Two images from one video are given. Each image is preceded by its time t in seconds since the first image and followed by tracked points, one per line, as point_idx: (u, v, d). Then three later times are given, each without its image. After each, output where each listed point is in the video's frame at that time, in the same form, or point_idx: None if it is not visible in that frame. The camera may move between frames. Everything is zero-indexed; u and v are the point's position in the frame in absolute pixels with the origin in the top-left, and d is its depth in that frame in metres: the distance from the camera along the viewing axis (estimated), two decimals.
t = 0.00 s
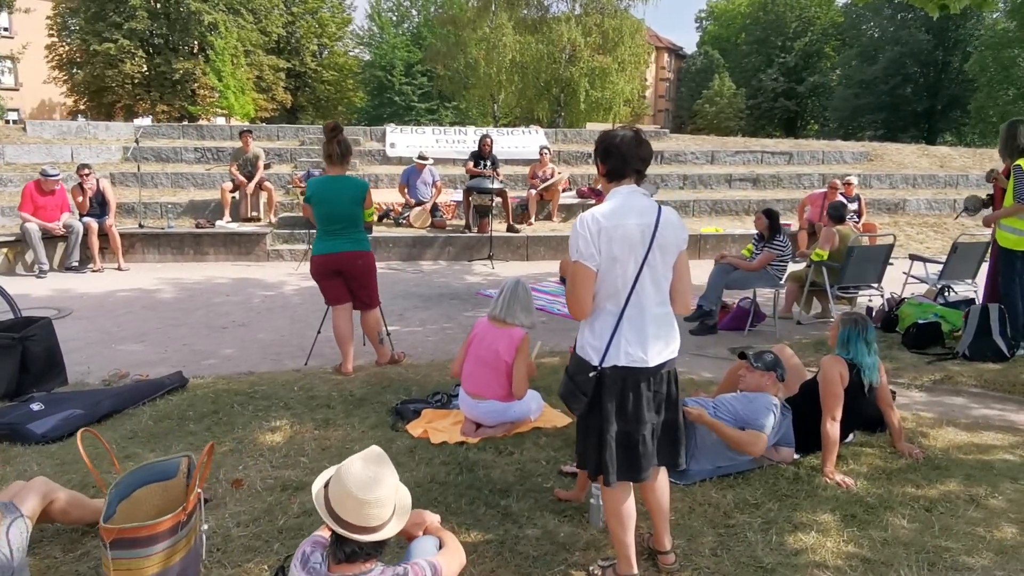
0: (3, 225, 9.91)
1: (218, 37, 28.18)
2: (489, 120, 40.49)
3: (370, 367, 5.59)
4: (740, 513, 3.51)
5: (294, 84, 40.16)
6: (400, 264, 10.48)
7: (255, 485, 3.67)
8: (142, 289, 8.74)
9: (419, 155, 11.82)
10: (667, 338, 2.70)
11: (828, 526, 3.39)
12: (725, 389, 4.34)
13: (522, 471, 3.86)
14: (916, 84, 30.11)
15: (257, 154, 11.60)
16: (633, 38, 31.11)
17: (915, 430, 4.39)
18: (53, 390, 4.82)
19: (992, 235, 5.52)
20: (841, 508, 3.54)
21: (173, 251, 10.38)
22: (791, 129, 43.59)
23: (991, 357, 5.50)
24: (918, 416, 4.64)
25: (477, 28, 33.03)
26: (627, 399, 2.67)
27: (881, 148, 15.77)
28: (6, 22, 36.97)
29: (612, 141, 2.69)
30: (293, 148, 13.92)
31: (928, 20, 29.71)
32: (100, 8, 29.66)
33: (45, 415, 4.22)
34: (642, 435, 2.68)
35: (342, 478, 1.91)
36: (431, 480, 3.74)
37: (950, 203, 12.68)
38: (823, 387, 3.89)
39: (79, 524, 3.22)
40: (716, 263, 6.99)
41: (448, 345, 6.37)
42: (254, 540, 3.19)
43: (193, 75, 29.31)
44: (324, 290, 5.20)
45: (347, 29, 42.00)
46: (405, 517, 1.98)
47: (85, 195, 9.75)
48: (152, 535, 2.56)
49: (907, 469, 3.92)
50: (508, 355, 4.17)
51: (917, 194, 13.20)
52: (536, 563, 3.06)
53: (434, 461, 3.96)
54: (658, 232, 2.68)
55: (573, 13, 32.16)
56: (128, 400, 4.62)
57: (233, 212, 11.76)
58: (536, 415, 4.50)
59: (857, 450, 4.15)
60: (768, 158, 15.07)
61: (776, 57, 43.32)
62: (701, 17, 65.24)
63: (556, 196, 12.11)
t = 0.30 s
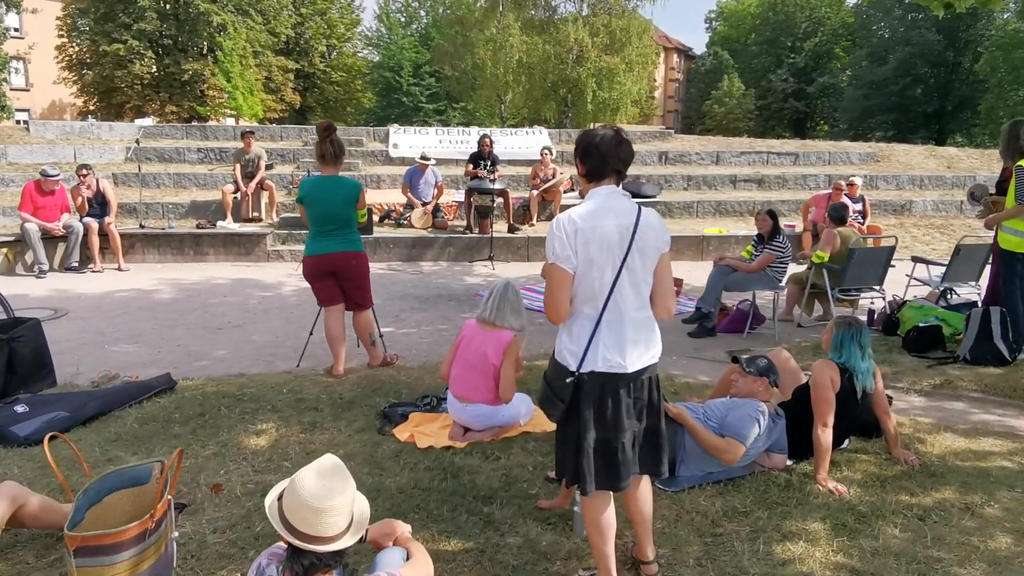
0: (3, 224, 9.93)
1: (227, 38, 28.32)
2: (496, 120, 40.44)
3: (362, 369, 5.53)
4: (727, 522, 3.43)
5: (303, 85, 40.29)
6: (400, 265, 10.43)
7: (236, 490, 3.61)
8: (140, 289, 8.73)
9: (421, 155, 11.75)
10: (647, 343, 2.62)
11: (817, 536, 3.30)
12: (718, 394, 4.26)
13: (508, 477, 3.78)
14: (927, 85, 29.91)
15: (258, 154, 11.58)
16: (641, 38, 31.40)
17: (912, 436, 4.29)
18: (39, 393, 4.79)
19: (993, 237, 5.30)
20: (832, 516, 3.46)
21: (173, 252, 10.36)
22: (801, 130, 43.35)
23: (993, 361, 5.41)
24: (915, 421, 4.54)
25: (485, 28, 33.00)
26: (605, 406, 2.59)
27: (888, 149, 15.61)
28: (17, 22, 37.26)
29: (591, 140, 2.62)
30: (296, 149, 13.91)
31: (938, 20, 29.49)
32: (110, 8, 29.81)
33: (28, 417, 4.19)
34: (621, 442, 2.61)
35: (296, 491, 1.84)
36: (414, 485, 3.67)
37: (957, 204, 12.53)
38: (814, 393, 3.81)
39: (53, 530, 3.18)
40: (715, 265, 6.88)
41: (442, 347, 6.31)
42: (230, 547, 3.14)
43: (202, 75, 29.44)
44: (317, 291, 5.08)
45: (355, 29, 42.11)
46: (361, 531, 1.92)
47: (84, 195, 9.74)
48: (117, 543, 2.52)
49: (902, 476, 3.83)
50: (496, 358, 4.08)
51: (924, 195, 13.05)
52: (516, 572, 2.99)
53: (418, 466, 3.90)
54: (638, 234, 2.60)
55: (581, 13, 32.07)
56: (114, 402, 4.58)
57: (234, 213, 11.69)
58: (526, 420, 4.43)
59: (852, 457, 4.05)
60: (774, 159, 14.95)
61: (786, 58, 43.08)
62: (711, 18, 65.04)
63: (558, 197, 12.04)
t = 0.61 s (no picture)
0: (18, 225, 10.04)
1: (246, 40, 28.53)
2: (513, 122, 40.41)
3: (362, 372, 5.49)
4: (723, 534, 3.34)
5: (322, 86, 40.53)
6: (410, 266, 10.40)
7: (226, 496, 3.58)
8: (150, 290, 8.77)
9: (432, 156, 11.72)
10: (633, 351, 2.55)
11: (815, 549, 3.21)
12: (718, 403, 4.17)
13: (501, 484, 3.71)
14: (950, 85, 29.42)
15: (270, 156, 11.62)
16: (659, 37, 31.19)
17: (919, 445, 4.17)
18: (38, 394, 4.84)
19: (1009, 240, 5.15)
20: (831, 528, 3.36)
21: (184, 252, 10.42)
22: (822, 130, 42.85)
23: (1006, 368, 5.24)
24: (923, 430, 4.41)
25: (502, 29, 32.76)
26: (591, 416, 2.52)
27: (908, 150, 15.35)
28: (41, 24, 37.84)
29: (576, 144, 2.56)
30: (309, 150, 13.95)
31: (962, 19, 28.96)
32: (132, 10, 30.13)
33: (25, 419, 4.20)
34: (607, 453, 2.54)
35: (256, 503, 1.80)
36: (405, 492, 3.61)
37: (977, 206, 12.27)
38: (814, 400, 3.76)
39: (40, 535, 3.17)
40: (724, 268, 6.77)
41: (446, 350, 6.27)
42: (215, 553, 3.11)
43: (222, 76, 29.65)
44: (316, 293, 5.05)
45: (374, 31, 42.30)
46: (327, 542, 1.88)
47: (96, 196, 9.84)
48: (94, 550, 2.49)
49: (907, 488, 3.73)
50: (492, 362, 3.97)
51: (943, 196, 12.81)
52: None
53: (411, 472, 3.84)
54: (624, 239, 2.53)
55: (599, 14, 31.86)
56: (112, 404, 4.60)
57: (246, 214, 11.76)
58: (523, 426, 4.36)
59: (856, 467, 3.96)
60: (790, 160, 14.74)
61: (807, 57, 42.58)
62: (733, 18, 64.56)
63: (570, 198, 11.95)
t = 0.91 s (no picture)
0: (49, 232, 10.26)
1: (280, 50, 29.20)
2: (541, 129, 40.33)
3: (375, 380, 5.48)
4: (731, 550, 3.27)
5: (352, 94, 40.89)
6: (431, 273, 10.41)
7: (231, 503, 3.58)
8: (174, 296, 8.89)
9: (454, 164, 11.73)
10: (631, 366, 2.49)
11: (825, 568, 3.12)
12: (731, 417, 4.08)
13: (506, 496, 3.67)
14: (987, 92, 28.70)
15: (296, 164, 11.74)
16: (688, 45, 31.20)
17: (938, 462, 4.08)
18: (55, 398, 4.93)
19: None
20: (841, 547, 3.27)
21: (210, 259, 10.55)
22: (855, 138, 42.13)
23: None
24: (943, 445, 4.32)
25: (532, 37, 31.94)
26: (586, 430, 2.47)
27: (939, 158, 15.03)
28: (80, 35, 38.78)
29: (574, 153, 2.53)
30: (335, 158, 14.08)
31: (999, 25, 28.24)
32: (168, 20, 30.71)
33: (40, 423, 4.27)
34: (603, 468, 2.48)
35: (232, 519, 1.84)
36: (409, 502, 3.58)
37: (1010, 215, 11.95)
38: (827, 415, 3.70)
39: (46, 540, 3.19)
40: (744, 278, 6.63)
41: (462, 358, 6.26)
42: (216, 561, 3.11)
43: (255, 86, 30.10)
44: (328, 302, 5.11)
45: (404, 40, 42.71)
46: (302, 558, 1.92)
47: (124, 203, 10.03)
48: (88, 557, 2.50)
49: (922, 505, 3.64)
50: (499, 372, 3.91)
51: (976, 206, 12.51)
52: None
53: (416, 482, 3.81)
54: (624, 251, 2.45)
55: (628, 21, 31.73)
56: (127, 409, 4.65)
57: (272, 221, 11.87)
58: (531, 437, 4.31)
59: (871, 483, 3.89)
60: (818, 168, 14.48)
61: (840, 64, 41.91)
62: (764, 25, 63.94)
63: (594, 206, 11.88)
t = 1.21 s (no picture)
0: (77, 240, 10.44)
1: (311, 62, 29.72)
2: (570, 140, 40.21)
3: (386, 389, 5.43)
4: (740, 572, 3.15)
5: (383, 105, 41.22)
6: (452, 282, 10.36)
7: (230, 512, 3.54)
8: (196, 303, 8.95)
9: (475, 173, 11.68)
10: (629, 377, 2.37)
11: None
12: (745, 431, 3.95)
13: (509, 510, 3.57)
14: None
15: (320, 173, 11.79)
16: (718, 54, 31.16)
17: (963, 481, 3.93)
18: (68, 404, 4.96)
19: None
20: (857, 570, 3.14)
21: (234, 267, 10.64)
22: (891, 148, 41.32)
23: None
24: (969, 465, 4.17)
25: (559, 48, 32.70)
26: (582, 445, 2.36)
27: (975, 168, 14.62)
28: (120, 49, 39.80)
29: (572, 155, 2.43)
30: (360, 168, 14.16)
31: None
32: (204, 33, 31.32)
33: (49, 428, 4.27)
34: (599, 484, 2.37)
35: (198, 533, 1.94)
36: (410, 514, 3.51)
37: None
38: (849, 432, 3.53)
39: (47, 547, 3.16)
40: (766, 289, 6.44)
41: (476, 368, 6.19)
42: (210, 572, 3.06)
43: (287, 98, 30.57)
44: (338, 310, 5.11)
45: (434, 52, 43.09)
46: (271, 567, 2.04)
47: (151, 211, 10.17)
48: (74, 565, 2.45)
49: (945, 527, 3.50)
50: (506, 383, 3.84)
51: (1013, 216, 12.14)
52: None
53: (419, 494, 3.73)
54: (622, 257, 2.33)
55: (658, 31, 31.65)
56: (137, 415, 4.65)
57: (296, 230, 11.93)
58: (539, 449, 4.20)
59: (892, 502, 3.73)
60: (849, 177, 14.15)
61: (875, 73, 41.20)
62: (797, 34, 63.27)
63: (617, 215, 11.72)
